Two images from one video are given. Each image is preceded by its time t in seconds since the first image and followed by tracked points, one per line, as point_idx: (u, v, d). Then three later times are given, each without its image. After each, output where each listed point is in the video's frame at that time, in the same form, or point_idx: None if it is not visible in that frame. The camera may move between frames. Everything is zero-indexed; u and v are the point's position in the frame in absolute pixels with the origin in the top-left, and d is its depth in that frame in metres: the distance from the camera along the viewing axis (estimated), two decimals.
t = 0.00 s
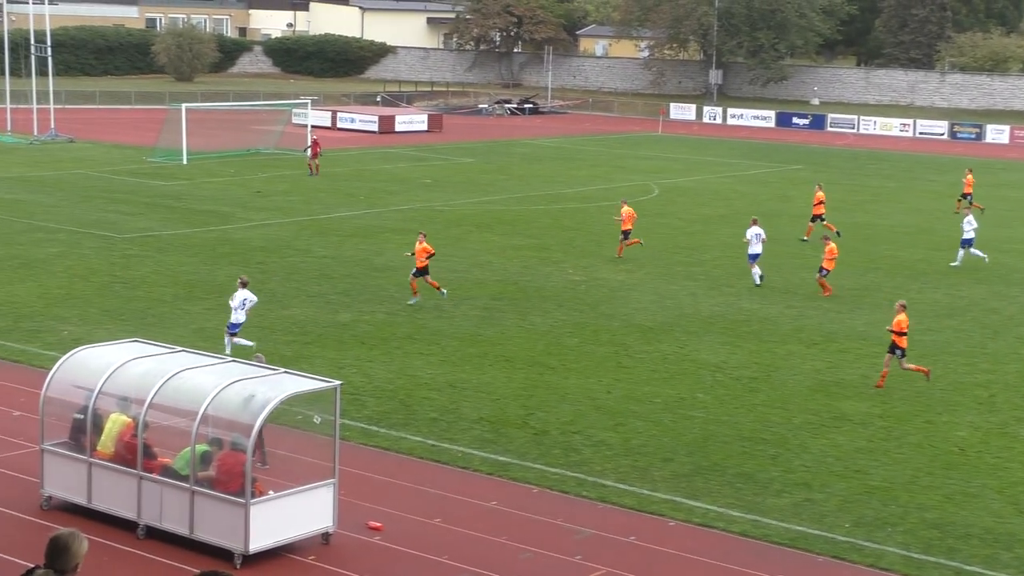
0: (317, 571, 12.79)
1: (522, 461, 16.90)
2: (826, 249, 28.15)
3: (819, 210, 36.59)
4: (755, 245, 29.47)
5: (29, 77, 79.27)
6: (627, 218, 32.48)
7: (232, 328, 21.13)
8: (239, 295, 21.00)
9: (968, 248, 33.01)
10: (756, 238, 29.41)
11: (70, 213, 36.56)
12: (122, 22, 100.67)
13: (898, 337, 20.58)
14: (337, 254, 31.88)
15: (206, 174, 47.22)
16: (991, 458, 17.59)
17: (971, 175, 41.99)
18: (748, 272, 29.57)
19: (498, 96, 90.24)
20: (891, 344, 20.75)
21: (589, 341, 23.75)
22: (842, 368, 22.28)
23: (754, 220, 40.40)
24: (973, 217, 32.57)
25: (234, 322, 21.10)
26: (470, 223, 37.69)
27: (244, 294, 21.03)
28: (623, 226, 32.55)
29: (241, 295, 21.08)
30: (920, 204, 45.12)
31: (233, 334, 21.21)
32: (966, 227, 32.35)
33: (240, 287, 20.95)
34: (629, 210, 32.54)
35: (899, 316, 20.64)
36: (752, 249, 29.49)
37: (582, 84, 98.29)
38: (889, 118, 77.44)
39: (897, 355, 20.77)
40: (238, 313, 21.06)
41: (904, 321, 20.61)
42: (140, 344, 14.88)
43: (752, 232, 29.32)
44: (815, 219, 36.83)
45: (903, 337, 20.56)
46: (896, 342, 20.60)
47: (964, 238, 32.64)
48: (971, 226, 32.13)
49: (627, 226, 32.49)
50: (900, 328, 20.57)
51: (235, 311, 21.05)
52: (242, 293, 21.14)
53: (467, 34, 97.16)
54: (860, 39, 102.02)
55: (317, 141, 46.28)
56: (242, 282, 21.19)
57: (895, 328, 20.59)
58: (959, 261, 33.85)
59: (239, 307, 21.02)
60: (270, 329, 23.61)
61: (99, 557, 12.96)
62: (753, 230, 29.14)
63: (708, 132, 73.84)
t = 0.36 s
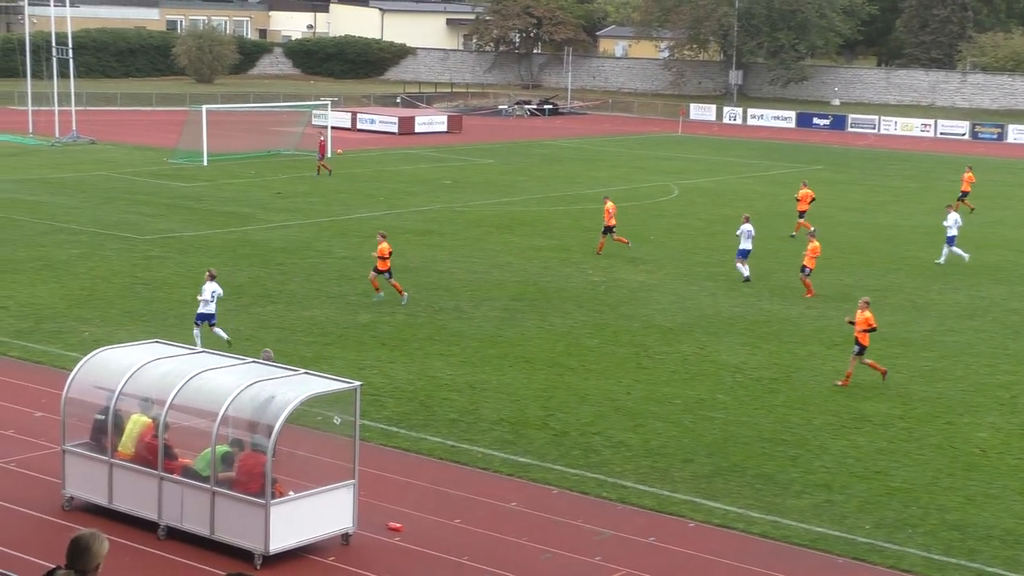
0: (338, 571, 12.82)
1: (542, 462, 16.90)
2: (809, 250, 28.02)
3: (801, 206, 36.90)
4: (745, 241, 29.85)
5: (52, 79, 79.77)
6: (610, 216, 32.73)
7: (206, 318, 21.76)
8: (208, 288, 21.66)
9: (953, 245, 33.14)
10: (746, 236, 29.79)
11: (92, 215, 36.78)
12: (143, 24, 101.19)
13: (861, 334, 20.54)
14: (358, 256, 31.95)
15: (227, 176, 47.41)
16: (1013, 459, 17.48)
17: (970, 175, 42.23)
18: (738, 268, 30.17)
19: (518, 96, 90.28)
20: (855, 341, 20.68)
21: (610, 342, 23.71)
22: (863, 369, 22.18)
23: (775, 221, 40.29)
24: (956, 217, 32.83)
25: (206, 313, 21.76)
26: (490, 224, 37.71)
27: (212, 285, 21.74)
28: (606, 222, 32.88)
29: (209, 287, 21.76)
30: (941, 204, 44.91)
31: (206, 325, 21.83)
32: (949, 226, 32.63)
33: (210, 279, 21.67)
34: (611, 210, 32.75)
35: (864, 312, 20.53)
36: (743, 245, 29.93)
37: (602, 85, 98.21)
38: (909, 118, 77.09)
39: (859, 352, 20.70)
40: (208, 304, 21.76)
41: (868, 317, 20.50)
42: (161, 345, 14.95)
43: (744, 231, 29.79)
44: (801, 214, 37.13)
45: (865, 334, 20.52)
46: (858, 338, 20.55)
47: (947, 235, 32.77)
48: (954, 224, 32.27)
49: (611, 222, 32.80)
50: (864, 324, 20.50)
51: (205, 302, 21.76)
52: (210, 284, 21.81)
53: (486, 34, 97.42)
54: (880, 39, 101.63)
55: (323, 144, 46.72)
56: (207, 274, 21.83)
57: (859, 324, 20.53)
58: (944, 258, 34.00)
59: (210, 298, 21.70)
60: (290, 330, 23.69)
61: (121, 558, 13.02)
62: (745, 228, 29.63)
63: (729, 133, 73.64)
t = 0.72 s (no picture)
0: (344, 568, 12.84)
1: (548, 459, 16.90)
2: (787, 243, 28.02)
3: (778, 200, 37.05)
4: (724, 234, 30.10)
5: (58, 76, 79.94)
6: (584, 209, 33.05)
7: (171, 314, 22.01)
8: (177, 282, 21.95)
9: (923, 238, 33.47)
10: (726, 227, 30.15)
11: (97, 213, 36.85)
12: (149, 23, 101.38)
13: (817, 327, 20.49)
14: (363, 253, 31.96)
15: (233, 173, 47.44)
16: (1019, 454, 17.45)
17: (958, 170, 42.33)
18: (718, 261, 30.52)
19: (522, 93, 90.24)
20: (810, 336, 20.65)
21: (615, 338, 23.70)
22: (869, 365, 22.14)
23: (780, 217, 40.24)
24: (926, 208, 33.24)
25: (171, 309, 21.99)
26: (495, 221, 37.70)
27: (181, 282, 21.97)
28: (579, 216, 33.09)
29: (179, 284, 22.00)
30: (948, 199, 44.83)
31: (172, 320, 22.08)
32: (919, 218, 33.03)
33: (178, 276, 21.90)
34: (586, 203, 33.06)
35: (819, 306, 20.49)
36: (721, 239, 30.24)
37: (607, 81, 98.08)
38: (915, 113, 76.97)
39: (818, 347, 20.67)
40: (176, 300, 21.97)
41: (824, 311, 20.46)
42: (167, 344, 14.97)
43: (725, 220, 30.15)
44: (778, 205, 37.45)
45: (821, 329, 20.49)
46: (815, 333, 20.52)
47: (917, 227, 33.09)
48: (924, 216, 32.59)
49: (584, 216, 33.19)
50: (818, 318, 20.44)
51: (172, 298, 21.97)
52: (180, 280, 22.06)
53: (491, 31, 97.56)
54: (886, 35, 101.42)
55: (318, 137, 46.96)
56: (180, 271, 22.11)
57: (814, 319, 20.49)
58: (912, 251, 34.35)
59: (177, 294, 21.92)
60: (296, 328, 23.70)
61: (127, 555, 13.05)
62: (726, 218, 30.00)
63: (734, 129, 73.59)
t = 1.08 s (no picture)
0: (349, 568, 12.82)
1: (551, 457, 16.89)
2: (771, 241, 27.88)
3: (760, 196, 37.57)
4: (710, 229, 30.44)
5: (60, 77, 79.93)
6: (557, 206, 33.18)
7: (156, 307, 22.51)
8: (157, 277, 22.29)
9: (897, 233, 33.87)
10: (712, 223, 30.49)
11: (100, 213, 36.82)
12: (151, 23, 101.40)
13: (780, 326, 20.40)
14: (366, 252, 31.94)
15: (235, 173, 47.44)
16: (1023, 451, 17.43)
17: (953, 165, 42.31)
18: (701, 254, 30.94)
19: (524, 91, 90.17)
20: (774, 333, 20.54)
21: (619, 337, 23.67)
22: (873, 362, 22.12)
23: (783, 214, 40.19)
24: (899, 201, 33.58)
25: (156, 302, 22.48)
26: (497, 219, 37.67)
27: (163, 277, 22.36)
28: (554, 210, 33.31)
29: (161, 278, 22.41)
30: (950, 196, 44.79)
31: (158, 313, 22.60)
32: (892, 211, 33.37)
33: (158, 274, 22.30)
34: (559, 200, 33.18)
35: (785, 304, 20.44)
36: (707, 233, 30.63)
37: (609, 80, 97.98)
38: (917, 111, 76.90)
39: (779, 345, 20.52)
40: (159, 293, 22.42)
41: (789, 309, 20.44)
42: (169, 343, 14.96)
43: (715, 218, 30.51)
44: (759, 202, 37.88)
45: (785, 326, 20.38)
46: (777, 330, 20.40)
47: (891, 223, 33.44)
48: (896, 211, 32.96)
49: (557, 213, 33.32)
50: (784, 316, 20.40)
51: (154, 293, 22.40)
52: (161, 274, 22.46)
53: (493, 30, 97.69)
54: (888, 32, 101.28)
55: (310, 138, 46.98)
56: (162, 265, 22.47)
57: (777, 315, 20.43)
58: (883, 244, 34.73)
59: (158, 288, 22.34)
60: (300, 327, 23.68)
61: (131, 555, 13.04)
62: (712, 215, 30.38)
63: (736, 127, 73.49)
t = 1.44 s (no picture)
0: (352, 566, 12.84)
1: (555, 456, 16.90)
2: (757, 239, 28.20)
3: (744, 194, 37.78)
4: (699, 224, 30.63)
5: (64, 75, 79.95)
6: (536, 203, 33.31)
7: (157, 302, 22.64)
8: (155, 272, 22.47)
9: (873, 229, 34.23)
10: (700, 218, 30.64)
11: (104, 212, 36.85)
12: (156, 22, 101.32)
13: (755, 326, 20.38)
14: (370, 251, 31.96)
15: (239, 172, 47.42)
16: None
17: (954, 164, 42.39)
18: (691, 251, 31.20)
19: (528, 90, 90.13)
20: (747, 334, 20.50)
21: (622, 336, 23.67)
22: (877, 361, 22.10)
23: (787, 214, 40.13)
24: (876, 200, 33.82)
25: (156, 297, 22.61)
26: (500, 219, 37.67)
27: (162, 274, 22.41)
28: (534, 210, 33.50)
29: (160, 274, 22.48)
30: (955, 195, 44.72)
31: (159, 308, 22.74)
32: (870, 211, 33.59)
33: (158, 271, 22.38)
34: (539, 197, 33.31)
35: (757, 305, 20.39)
36: (698, 227, 30.79)
37: (612, 79, 97.89)
38: (921, 109, 76.74)
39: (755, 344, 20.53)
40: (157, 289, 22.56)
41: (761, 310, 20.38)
42: (173, 342, 14.97)
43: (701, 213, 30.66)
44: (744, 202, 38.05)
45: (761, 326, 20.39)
46: (752, 331, 20.37)
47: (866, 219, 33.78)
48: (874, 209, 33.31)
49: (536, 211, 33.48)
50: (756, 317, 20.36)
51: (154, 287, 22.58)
52: (161, 270, 22.56)
53: (497, 29, 97.85)
54: (891, 32, 101.10)
55: (303, 138, 46.85)
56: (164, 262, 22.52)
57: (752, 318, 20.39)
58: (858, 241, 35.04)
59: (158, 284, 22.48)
60: (303, 326, 23.69)
61: (135, 553, 13.06)
62: (699, 209, 30.60)
63: (740, 126, 73.46)
